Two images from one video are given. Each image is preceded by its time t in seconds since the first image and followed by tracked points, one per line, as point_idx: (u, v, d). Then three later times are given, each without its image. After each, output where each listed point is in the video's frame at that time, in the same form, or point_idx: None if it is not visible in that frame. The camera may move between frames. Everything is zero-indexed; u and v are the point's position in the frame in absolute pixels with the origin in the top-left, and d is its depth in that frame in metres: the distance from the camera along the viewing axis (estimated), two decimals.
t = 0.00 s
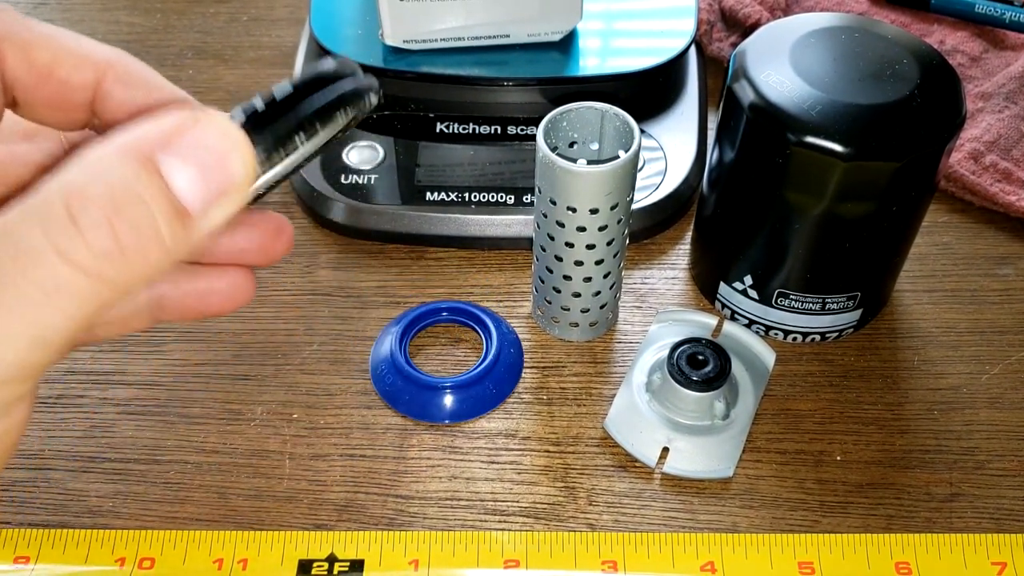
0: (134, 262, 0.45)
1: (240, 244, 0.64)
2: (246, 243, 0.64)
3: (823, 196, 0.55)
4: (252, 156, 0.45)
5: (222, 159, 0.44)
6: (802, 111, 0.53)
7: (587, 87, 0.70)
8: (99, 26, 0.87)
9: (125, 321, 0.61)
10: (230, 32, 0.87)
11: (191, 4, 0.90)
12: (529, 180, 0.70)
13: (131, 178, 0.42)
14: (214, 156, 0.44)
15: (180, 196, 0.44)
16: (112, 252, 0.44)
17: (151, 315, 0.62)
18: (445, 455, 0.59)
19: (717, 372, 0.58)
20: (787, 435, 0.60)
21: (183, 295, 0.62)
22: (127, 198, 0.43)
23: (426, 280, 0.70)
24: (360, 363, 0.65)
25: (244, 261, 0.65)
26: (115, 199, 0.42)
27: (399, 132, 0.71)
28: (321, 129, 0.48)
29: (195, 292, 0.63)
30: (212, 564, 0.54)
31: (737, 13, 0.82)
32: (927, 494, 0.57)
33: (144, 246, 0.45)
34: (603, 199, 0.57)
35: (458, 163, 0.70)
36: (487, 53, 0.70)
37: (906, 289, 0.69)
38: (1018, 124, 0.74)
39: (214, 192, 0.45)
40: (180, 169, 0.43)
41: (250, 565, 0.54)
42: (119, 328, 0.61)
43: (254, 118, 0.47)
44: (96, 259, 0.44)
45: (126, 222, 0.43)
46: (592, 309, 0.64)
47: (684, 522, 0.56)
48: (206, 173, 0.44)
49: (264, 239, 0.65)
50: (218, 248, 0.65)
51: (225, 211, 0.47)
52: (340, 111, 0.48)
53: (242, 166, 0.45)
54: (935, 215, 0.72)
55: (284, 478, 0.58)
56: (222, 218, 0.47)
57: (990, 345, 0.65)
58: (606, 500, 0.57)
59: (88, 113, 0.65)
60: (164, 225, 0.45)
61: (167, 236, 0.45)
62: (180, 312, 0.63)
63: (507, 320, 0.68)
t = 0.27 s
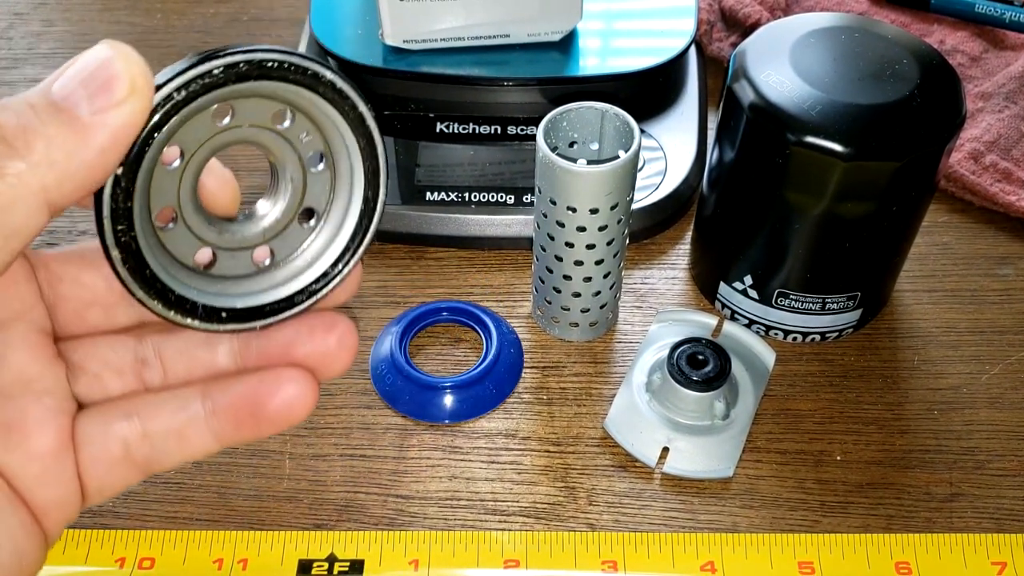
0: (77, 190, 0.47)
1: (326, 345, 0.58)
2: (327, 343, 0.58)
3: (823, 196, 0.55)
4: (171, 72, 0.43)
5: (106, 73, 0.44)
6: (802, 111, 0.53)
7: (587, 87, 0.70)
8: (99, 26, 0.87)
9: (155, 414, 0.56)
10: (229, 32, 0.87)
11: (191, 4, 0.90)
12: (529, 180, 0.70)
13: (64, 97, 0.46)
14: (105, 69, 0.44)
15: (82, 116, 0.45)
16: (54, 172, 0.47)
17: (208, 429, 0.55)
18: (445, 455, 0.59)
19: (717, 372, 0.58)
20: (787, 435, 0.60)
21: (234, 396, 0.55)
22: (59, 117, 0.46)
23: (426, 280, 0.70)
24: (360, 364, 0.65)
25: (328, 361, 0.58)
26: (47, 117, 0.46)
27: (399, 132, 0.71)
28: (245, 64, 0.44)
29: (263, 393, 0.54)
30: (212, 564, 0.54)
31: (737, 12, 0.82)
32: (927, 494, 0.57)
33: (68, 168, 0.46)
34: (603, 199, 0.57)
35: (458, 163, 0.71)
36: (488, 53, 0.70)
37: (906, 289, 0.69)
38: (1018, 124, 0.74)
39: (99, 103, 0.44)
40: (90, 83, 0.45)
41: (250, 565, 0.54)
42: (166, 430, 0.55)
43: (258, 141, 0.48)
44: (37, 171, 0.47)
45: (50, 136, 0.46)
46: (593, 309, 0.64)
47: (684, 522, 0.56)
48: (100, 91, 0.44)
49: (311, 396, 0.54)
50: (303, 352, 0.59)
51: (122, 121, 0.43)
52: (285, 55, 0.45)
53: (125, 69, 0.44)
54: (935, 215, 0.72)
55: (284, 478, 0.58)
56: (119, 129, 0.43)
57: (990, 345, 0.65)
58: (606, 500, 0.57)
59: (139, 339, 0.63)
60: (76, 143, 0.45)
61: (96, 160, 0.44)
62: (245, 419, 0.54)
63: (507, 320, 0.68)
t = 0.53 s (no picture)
0: (70, 189, 0.47)
1: (341, 357, 0.56)
2: (342, 354, 0.56)
3: (823, 196, 0.55)
4: (173, 58, 0.44)
5: (81, 64, 0.45)
6: (802, 111, 0.53)
7: (586, 87, 0.69)
8: (99, 26, 0.87)
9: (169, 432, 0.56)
10: (229, 32, 0.87)
11: (191, 4, 0.90)
12: (529, 180, 0.70)
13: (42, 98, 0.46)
14: (79, 59, 0.45)
15: (62, 110, 0.45)
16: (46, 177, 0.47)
17: (224, 447, 0.54)
18: (445, 455, 0.59)
19: (718, 372, 0.58)
20: (787, 435, 0.60)
21: (246, 409, 0.54)
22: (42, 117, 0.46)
23: (426, 280, 0.70)
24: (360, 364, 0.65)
25: (341, 373, 0.56)
26: (26, 120, 0.46)
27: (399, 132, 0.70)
28: (246, 50, 0.44)
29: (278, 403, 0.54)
30: (212, 564, 0.54)
31: (737, 12, 0.82)
32: (927, 494, 0.57)
33: (60, 165, 0.46)
34: (603, 199, 0.57)
35: (458, 163, 0.70)
36: (488, 53, 0.70)
37: (906, 289, 0.69)
38: (1018, 124, 0.74)
39: (77, 94, 0.45)
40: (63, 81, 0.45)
41: (250, 564, 0.54)
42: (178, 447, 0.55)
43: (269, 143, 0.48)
44: (29, 174, 0.47)
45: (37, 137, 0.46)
46: (593, 309, 0.64)
47: (684, 522, 0.56)
48: (76, 82, 0.45)
49: (330, 403, 0.54)
50: (317, 364, 0.57)
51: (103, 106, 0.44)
52: (290, 44, 0.45)
53: (97, 55, 0.45)
54: (935, 215, 0.72)
55: (284, 478, 0.58)
56: (102, 116, 0.44)
57: (990, 345, 0.65)
58: (606, 500, 0.57)
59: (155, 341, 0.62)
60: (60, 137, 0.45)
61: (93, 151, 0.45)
62: (259, 434, 0.53)
63: (507, 320, 0.68)
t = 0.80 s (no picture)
0: (83, 192, 0.46)
1: (363, 361, 0.56)
2: (363, 360, 0.56)
3: (823, 196, 0.55)
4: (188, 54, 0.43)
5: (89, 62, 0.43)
6: (802, 111, 0.53)
7: (586, 87, 0.69)
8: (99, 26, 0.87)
9: (189, 440, 0.55)
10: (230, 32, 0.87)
11: (191, 4, 0.90)
12: (529, 180, 0.70)
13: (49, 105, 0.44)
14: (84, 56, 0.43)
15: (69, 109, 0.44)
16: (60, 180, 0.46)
17: (245, 459, 0.53)
18: (445, 455, 0.59)
19: (718, 372, 0.58)
20: (787, 435, 0.60)
21: (270, 419, 0.54)
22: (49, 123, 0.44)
23: (426, 280, 0.70)
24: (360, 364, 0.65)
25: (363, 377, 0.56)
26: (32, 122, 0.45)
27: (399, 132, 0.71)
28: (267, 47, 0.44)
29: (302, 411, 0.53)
30: (212, 564, 0.54)
31: (737, 12, 0.82)
32: (928, 494, 0.57)
33: (69, 166, 0.45)
34: (603, 199, 0.57)
35: (458, 163, 0.70)
36: (488, 53, 0.70)
37: (907, 289, 0.69)
38: (1018, 124, 0.74)
39: (82, 92, 0.43)
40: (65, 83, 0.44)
41: (250, 564, 0.54)
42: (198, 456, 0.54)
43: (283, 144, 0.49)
44: (40, 178, 0.46)
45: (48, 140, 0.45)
46: (593, 309, 0.64)
47: (684, 522, 0.56)
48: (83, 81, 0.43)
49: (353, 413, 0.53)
50: (339, 371, 0.56)
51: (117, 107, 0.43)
52: (310, 43, 0.45)
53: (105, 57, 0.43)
54: (935, 215, 0.72)
55: (284, 478, 0.58)
56: (111, 114, 0.43)
57: (990, 345, 0.65)
58: (605, 500, 0.57)
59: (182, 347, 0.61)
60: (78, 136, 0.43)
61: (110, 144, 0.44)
62: (280, 439, 0.53)
63: (507, 320, 0.68)
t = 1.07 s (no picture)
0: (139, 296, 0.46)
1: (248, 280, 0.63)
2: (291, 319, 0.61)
3: (823, 196, 0.55)
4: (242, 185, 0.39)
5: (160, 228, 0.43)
6: (802, 111, 0.53)
7: (584, 87, 0.70)
8: (99, 26, 0.87)
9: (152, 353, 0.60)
10: (230, 32, 0.87)
11: (191, 3, 0.90)
12: (529, 180, 0.70)
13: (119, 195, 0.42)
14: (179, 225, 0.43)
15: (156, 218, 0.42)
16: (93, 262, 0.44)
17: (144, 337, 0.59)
18: (445, 455, 0.59)
19: (718, 372, 0.58)
20: (788, 435, 0.60)
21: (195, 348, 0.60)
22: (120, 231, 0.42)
23: (426, 280, 0.70)
24: (360, 364, 0.65)
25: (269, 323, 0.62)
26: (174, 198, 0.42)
27: (399, 131, 0.71)
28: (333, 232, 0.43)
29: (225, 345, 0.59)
30: (212, 564, 0.54)
31: (737, 12, 0.82)
32: (927, 494, 0.57)
33: (146, 281, 0.44)
34: (603, 199, 0.57)
35: (457, 163, 0.70)
36: (488, 53, 0.70)
37: (907, 289, 0.69)
38: (1018, 124, 0.74)
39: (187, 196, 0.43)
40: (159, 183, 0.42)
41: (249, 565, 0.54)
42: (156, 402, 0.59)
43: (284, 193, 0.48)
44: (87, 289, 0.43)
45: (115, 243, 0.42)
46: (592, 309, 0.64)
47: (685, 522, 0.56)
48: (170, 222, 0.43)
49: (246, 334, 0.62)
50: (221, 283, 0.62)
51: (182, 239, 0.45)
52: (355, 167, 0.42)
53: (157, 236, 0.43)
54: (935, 215, 0.72)
55: (284, 478, 0.58)
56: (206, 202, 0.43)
57: (989, 345, 0.65)
58: (606, 500, 0.57)
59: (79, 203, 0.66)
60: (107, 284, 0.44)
61: (149, 275, 0.44)
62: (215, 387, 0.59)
63: (507, 319, 0.68)
